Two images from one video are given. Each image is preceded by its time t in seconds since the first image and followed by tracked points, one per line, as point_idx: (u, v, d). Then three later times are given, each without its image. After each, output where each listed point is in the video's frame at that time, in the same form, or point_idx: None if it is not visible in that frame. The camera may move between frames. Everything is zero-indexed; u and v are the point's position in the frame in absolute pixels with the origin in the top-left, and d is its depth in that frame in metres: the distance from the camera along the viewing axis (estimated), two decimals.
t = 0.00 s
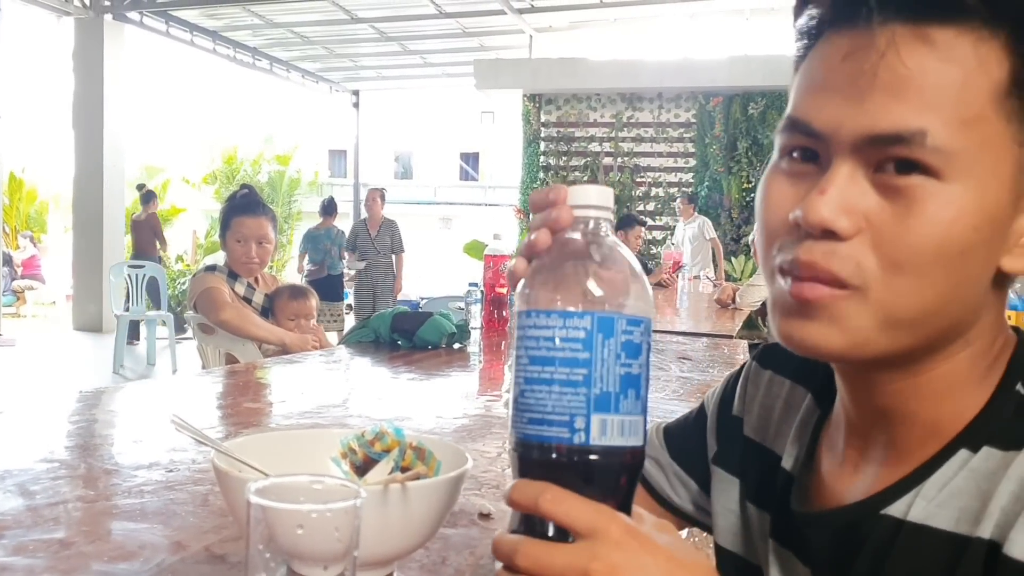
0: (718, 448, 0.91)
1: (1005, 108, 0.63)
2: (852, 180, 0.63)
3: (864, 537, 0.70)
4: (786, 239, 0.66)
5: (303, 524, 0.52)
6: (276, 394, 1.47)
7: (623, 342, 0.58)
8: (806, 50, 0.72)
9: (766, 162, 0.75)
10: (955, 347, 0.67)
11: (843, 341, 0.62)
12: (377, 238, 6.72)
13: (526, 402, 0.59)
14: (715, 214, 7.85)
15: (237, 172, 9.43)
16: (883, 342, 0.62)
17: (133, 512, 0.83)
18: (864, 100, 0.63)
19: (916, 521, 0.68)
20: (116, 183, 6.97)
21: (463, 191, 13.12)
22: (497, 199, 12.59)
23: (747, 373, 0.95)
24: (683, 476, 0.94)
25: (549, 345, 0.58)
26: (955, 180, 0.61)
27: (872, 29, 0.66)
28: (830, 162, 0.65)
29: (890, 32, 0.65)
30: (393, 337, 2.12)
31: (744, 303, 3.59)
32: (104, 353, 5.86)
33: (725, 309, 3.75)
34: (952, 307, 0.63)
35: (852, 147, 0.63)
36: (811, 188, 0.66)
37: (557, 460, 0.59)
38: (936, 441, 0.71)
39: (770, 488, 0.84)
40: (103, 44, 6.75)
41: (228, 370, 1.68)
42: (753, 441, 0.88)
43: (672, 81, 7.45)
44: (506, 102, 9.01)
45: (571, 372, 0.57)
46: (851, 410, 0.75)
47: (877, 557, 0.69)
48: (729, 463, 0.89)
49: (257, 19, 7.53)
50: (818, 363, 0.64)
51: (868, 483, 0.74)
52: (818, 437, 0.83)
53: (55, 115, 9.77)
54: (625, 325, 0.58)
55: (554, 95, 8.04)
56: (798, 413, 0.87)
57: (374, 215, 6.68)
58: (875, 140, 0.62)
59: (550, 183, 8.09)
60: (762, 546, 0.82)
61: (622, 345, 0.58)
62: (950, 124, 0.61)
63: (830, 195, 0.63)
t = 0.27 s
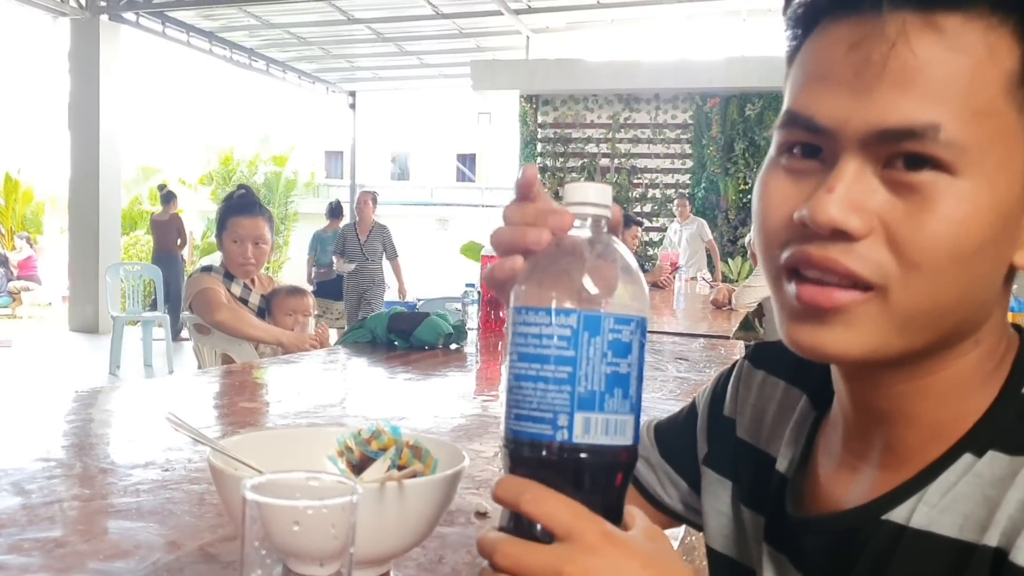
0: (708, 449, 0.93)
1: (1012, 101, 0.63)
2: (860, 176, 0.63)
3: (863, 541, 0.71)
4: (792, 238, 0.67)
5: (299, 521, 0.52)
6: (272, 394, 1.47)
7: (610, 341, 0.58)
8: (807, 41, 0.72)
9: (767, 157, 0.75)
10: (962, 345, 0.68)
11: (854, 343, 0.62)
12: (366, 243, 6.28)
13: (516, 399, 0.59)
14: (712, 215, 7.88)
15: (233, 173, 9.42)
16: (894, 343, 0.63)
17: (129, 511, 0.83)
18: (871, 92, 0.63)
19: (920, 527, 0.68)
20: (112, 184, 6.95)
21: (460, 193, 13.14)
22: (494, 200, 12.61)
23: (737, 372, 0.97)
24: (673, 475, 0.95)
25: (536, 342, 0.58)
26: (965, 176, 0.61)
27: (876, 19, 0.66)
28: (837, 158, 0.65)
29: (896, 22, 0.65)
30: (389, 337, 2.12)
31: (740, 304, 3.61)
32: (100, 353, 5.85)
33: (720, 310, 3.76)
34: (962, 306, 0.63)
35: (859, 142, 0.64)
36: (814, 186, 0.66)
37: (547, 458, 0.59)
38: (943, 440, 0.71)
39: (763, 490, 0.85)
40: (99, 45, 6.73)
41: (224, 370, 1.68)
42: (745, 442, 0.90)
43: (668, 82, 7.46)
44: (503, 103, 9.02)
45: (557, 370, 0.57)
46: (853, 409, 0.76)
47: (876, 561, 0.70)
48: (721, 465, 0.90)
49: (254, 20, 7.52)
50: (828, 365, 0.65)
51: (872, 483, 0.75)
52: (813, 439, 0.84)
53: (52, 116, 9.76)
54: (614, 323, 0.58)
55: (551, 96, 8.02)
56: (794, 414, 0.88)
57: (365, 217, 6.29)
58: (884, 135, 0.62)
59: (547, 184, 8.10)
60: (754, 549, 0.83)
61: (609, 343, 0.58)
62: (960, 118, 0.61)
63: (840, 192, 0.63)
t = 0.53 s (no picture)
0: (716, 428, 0.93)
1: None
2: (900, 170, 0.61)
3: (885, 548, 0.70)
4: (824, 233, 0.64)
5: (300, 515, 0.52)
6: (271, 391, 1.47)
7: (607, 348, 0.56)
8: (847, 27, 0.70)
9: (797, 149, 0.73)
10: (996, 351, 0.66)
11: (888, 344, 0.60)
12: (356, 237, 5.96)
13: (514, 404, 0.58)
14: (710, 214, 7.87)
15: (231, 171, 9.38)
16: (929, 346, 0.60)
17: (127, 507, 0.82)
18: (915, 83, 0.61)
19: (948, 537, 0.68)
20: (109, 182, 6.93)
21: (458, 192, 13.13)
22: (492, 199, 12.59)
23: (753, 357, 0.96)
24: (677, 453, 0.96)
25: (532, 348, 0.57)
26: (1009, 175, 0.59)
27: (923, 5, 0.64)
28: (875, 150, 0.63)
29: (943, 10, 0.63)
30: (388, 335, 2.11)
31: (738, 303, 3.61)
32: (97, 351, 5.83)
33: (719, 309, 3.76)
34: (1001, 309, 0.61)
35: (899, 136, 0.61)
36: (851, 180, 0.64)
37: (544, 465, 0.58)
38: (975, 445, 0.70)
39: (776, 483, 0.84)
40: (96, 43, 6.71)
41: (223, 367, 1.68)
42: (758, 428, 0.89)
43: (666, 80, 7.44)
44: (502, 101, 9.01)
45: (553, 378, 0.56)
46: (877, 410, 0.74)
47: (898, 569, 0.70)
48: (732, 450, 0.90)
49: (251, 18, 7.50)
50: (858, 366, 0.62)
51: (895, 488, 0.74)
52: (829, 436, 0.82)
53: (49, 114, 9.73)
54: (611, 329, 0.56)
55: (549, 95, 8.03)
56: (812, 403, 0.87)
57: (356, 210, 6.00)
58: (928, 129, 0.60)
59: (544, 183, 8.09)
60: (763, 541, 0.82)
61: (606, 350, 0.56)
62: (1007, 113, 0.59)
63: (878, 187, 0.61)
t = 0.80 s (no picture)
0: (724, 427, 0.94)
1: None
2: (929, 174, 0.61)
3: (903, 550, 0.71)
4: (851, 235, 0.64)
5: (306, 511, 0.52)
6: (271, 389, 1.47)
7: (629, 354, 0.55)
8: (876, 29, 0.70)
9: (822, 151, 0.73)
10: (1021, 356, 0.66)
11: (916, 347, 0.60)
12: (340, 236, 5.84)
13: (534, 403, 0.58)
14: (708, 213, 7.87)
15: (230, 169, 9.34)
16: (955, 349, 0.60)
17: (129, 504, 0.83)
18: (947, 88, 0.61)
19: (966, 540, 0.68)
20: (108, 180, 6.92)
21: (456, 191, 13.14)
22: (490, 198, 12.59)
23: (760, 354, 0.97)
24: (686, 451, 0.97)
25: (554, 348, 0.56)
26: None
27: (957, 7, 0.64)
28: (905, 154, 0.63)
29: (979, 14, 0.62)
30: (388, 333, 2.10)
31: (736, 303, 3.62)
32: (95, 349, 5.82)
33: (716, 308, 3.78)
34: None
35: (930, 140, 0.61)
36: (879, 183, 0.64)
37: (560, 467, 0.57)
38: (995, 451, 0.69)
39: (787, 483, 0.85)
40: (96, 42, 6.70)
41: (222, 365, 1.68)
42: (767, 427, 0.90)
43: (666, 80, 7.44)
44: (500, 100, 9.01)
45: (573, 381, 0.55)
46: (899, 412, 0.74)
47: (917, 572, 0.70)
48: (741, 449, 0.91)
49: (251, 17, 7.50)
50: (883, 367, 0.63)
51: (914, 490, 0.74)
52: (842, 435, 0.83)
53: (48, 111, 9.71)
54: (634, 335, 0.55)
55: (548, 94, 8.04)
56: (823, 404, 0.88)
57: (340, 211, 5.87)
58: (961, 134, 0.60)
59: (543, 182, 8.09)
60: (773, 539, 0.84)
61: (629, 356, 0.55)
62: None
63: (907, 190, 0.61)
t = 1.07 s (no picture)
0: (720, 428, 0.93)
1: None
2: (921, 177, 0.61)
3: (898, 553, 0.71)
4: (843, 237, 0.64)
5: (298, 512, 0.52)
6: (267, 388, 1.47)
7: (628, 355, 0.55)
8: (865, 34, 0.70)
9: (813, 155, 0.73)
10: (1010, 357, 0.66)
11: (907, 348, 0.60)
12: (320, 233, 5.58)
13: (532, 404, 0.57)
14: (706, 214, 7.88)
15: (227, 167, 9.47)
16: (947, 348, 0.60)
17: (122, 503, 0.82)
18: (939, 91, 0.61)
19: (958, 538, 0.68)
20: (106, 177, 6.90)
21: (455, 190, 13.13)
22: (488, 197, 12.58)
23: (757, 356, 0.97)
24: (681, 453, 0.96)
25: (554, 349, 0.56)
26: None
27: (946, 12, 0.64)
28: (895, 157, 0.63)
29: (968, 19, 0.62)
30: (384, 332, 2.10)
31: (734, 304, 3.62)
32: (92, 346, 5.81)
33: (714, 308, 3.78)
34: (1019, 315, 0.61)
35: (921, 143, 0.61)
36: (869, 186, 0.64)
37: (557, 470, 0.57)
38: (982, 451, 0.70)
39: (785, 486, 0.84)
40: (94, 39, 6.68)
41: (218, 363, 1.67)
42: (763, 429, 0.90)
43: (664, 81, 7.43)
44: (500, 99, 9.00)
45: (572, 383, 0.55)
46: (889, 414, 0.74)
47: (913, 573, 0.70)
48: (737, 451, 0.91)
49: (249, 14, 7.49)
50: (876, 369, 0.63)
51: (907, 492, 0.74)
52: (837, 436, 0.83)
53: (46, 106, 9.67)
54: (634, 337, 0.55)
55: (546, 94, 8.04)
56: (819, 408, 0.87)
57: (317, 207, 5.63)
58: (950, 137, 0.60)
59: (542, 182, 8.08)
60: (771, 542, 0.83)
61: (627, 358, 0.55)
62: None
63: (898, 194, 0.61)
